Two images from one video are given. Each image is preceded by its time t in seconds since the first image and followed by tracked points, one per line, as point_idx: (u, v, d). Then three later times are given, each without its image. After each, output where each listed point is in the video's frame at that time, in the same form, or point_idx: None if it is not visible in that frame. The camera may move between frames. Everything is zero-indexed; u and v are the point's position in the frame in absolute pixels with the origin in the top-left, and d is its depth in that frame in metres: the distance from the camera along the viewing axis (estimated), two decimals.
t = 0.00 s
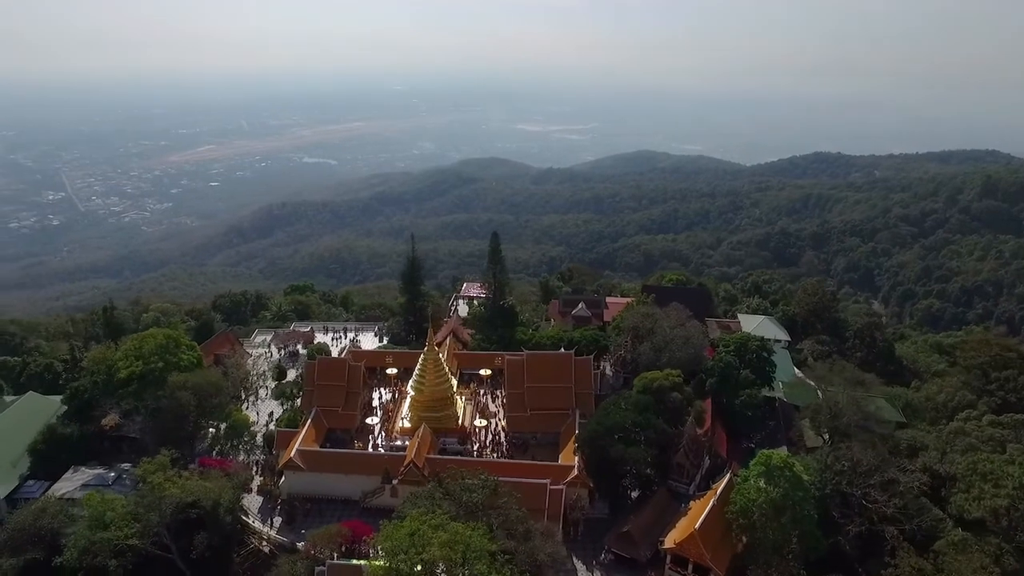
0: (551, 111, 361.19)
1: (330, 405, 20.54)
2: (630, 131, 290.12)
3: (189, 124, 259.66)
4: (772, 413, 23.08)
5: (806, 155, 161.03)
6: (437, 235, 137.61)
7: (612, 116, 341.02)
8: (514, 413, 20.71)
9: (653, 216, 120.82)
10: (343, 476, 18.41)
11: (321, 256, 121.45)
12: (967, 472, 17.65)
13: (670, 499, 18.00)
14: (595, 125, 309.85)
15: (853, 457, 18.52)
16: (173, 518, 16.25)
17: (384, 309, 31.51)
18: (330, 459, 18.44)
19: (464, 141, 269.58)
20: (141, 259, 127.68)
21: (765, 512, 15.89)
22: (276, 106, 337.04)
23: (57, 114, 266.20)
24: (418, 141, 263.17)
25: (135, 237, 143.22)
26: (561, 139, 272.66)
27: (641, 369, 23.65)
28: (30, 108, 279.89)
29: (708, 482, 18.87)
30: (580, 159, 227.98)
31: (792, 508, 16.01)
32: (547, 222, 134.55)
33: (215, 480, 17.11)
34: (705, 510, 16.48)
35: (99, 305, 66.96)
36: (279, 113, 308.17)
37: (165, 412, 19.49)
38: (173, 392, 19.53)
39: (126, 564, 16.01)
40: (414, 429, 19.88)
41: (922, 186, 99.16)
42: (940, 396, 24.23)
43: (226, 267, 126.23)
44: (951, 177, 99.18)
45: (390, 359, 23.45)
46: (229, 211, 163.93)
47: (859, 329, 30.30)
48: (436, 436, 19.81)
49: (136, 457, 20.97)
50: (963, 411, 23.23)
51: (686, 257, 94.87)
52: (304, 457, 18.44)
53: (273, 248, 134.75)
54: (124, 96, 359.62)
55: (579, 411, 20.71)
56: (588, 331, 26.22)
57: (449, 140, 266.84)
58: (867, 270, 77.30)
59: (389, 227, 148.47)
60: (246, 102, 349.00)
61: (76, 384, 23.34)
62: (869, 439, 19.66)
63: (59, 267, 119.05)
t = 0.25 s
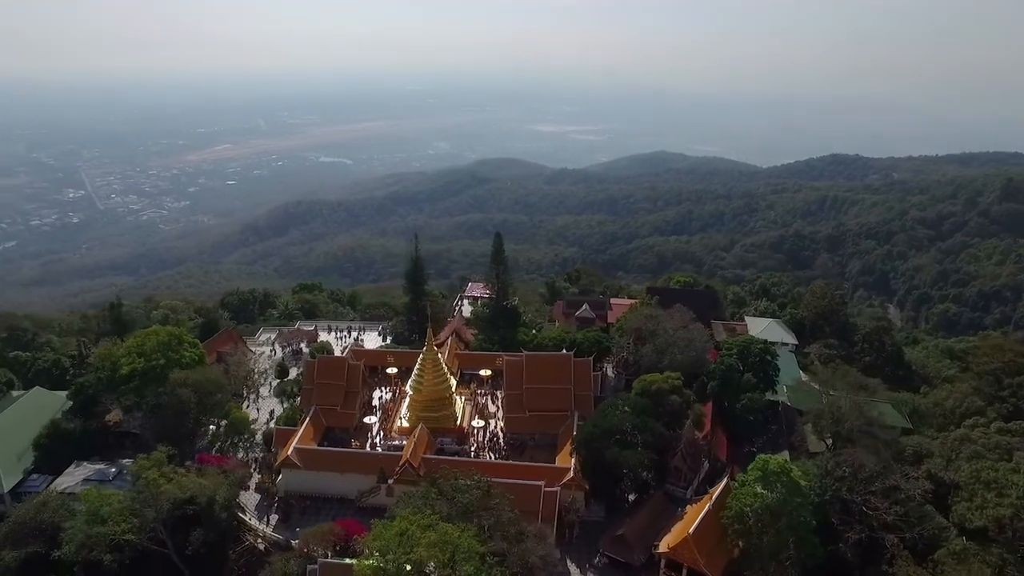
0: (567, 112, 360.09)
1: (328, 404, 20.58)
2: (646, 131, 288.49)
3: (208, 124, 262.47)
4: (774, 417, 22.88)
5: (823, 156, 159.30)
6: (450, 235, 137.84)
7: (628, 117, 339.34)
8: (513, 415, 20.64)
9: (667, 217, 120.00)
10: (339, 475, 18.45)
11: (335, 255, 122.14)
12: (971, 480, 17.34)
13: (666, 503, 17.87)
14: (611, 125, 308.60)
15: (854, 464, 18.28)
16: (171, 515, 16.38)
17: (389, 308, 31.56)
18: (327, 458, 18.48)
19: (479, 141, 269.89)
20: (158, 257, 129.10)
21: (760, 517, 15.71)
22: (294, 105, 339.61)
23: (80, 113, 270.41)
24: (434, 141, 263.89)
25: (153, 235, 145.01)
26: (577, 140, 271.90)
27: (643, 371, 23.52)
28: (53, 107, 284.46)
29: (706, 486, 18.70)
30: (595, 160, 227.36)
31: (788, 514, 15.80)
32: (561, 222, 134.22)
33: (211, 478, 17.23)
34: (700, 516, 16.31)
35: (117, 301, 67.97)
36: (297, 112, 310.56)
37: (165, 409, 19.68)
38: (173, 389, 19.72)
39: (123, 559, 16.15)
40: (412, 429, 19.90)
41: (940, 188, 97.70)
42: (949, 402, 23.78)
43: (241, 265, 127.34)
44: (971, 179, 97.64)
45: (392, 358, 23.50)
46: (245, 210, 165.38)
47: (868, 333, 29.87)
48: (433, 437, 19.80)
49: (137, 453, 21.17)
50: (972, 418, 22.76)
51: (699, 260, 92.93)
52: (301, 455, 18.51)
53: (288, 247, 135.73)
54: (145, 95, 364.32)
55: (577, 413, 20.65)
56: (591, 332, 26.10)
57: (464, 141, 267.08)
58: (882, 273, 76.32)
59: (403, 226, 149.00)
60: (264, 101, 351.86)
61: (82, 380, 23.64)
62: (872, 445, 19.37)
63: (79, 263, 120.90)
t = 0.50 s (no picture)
0: (588, 113, 358.62)
1: (329, 402, 20.68)
2: (667, 133, 286.28)
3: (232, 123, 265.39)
4: (780, 423, 22.55)
5: (847, 159, 156.90)
6: (468, 235, 138.08)
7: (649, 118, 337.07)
8: (513, 416, 20.56)
9: (686, 219, 118.52)
10: (337, 474, 18.50)
11: (353, 254, 123.00)
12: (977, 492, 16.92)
13: (664, 508, 17.68)
14: (632, 126, 306.67)
15: (858, 472, 17.90)
16: (170, 510, 16.54)
17: (397, 307, 31.63)
18: (325, 456, 18.56)
19: (499, 142, 269.96)
20: (180, 254, 130.95)
21: (757, 525, 15.47)
22: (317, 105, 342.47)
23: (107, 112, 275.17)
24: (454, 141, 264.50)
25: (176, 233, 147.16)
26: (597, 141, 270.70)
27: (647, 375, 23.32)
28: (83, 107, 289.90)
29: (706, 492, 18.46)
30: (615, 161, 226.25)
31: (786, 522, 15.53)
32: (579, 223, 133.69)
33: (210, 474, 17.38)
34: (696, 522, 16.11)
35: (137, 297, 68.93)
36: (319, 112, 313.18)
37: (167, 405, 19.89)
38: (177, 385, 19.93)
39: (122, 552, 16.36)
40: (412, 428, 19.92)
41: (966, 192, 95.70)
42: (962, 411, 23.20)
43: (261, 263, 128.77)
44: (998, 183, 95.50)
45: (395, 358, 23.56)
46: (266, 208, 167.05)
47: (881, 339, 29.29)
48: (432, 437, 19.79)
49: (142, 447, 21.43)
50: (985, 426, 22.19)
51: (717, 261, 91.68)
52: (300, 453, 18.61)
53: (307, 246, 136.94)
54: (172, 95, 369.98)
55: (578, 415, 20.51)
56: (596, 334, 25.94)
57: (484, 141, 267.23)
58: (903, 277, 74.87)
59: (421, 226, 149.55)
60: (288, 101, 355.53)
61: (91, 375, 23.98)
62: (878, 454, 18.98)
63: (104, 260, 123.03)
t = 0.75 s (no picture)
0: (603, 113, 357.20)
1: (329, 401, 20.74)
2: (683, 133, 284.40)
3: (249, 122, 267.39)
4: (784, 427, 22.30)
5: (864, 161, 154.95)
6: (480, 236, 138.07)
7: (665, 118, 335.16)
8: (512, 418, 20.49)
9: (699, 220, 117.46)
10: (335, 472, 18.53)
11: (366, 253, 123.50)
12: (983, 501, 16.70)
13: (661, 511, 17.56)
14: (647, 127, 305.00)
15: (860, 478, 17.66)
16: (169, 506, 16.68)
17: (401, 307, 31.66)
18: (323, 455, 18.61)
19: (514, 142, 269.71)
20: (195, 251, 132.15)
21: (754, 530, 15.31)
22: (333, 105, 344.17)
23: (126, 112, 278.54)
24: (468, 142, 264.63)
25: (192, 230, 148.55)
26: (611, 142, 269.59)
27: (649, 377, 23.17)
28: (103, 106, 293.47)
29: (704, 496, 18.33)
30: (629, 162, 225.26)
31: (784, 528, 15.32)
32: (592, 224, 133.22)
33: (208, 470, 17.51)
34: (694, 527, 16.01)
35: (151, 293, 69.57)
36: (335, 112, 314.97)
37: (169, 402, 20.02)
38: (179, 382, 20.08)
39: (120, 546, 16.50)
40: (411, 429, 19.93)
41: (985, 195, 94.13)
42: (970, 418, 22.84)
43: (275, 261, 129.74)
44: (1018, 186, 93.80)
45: (397, 358, 23.63)
46: (281, 207, 168.17)
47: (890, 344, 28.90)
48: (431, 437, 19.76)
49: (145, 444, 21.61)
50: (994, 433, 21.82)
51: (730, 263, 90.31)
52: (299, 451, 18.67)
53: (320, 245, 137.70)
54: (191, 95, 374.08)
55: (578, 416, 20.42)
56: (600, 335, 25.79)
57: (498, 141, 267.10)
58: (918, 280, 73.65)
59: (434, 226, 149.79)
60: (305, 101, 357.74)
61: (97, 371, 24.26)
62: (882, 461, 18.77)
63: (120, 257, 124.55)
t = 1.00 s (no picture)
0: (623, 114, 355.42)
1: (329, 399, 20.84)
2: (703, 135, 281.78)
3: (270, 121, 269.91)
4: (787, 433, 21.99)
5: (888, 164, 152.29)
6: (496, 235, 138.06)
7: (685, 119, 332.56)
8: (511, 418, 20.42)
9: (717, 222, 115.94)
10: (332, 471, 18.60)
11: (383, 252, 124.09)
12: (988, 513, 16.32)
13: (657, 516, 17.38)
14: (667, 128, 302.85)
15: (861, 486, 17.34)
16: (166, 501, 16.82)
17: (407, 306, 31.69)
18: (321, 453, 18.68)
19: (533, 142, 269.20)
20: (215, 248, 133.78)
21: (748, 537, 15.11)
22: (355, 104, 346.30)
23: (151, 110, 282.62)
24: (488, 142, 264.72)
25: (213, 227, 150.26)
26: (631, 143, 268.02)
27: (651, 380, 22.95)
28: (130, 105, 298.09)
29: (701, 502, 18.12)
30: (649, 163, 223.77)
31: (779, 535, 15.10)
32: (609, 225, 132.48)
33: (206, 466, 17.68)
34: (687, 533, 15.83)
35: (168, 289, 70.28)
36: (357, 111, 316.91)
37: (171, 398, 20.23)
38: (181, 379, 20.31)
39: (118, 540, 16.67)
40: (409, 428, 19.96)
41: (1011, 199, 92.00)
42: (981, 427, 22.34)
43: (293, 259, 130.89)
44: None
45: (399, 357, 23.67)
46: (300, 205, 169.48)
47: (902, 350, 28.39)
48: (429, 437, 19.76)
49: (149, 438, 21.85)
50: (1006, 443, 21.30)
51: (746, 267, 88.45)
52: (297, 449, 18.77)
53: (338, 243, 138.55)
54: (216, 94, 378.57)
55: (577, 419, 20.31)
56: (603, 337, 25.63)
57: (517, 142, 266.84)
58: (940, 285, 72.04)
59: (451, 225, 150.09)
60: (327, 100, 360.36)
61: (104, 365, 24.55)
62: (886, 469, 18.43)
63: (142, 253, 126.36)
